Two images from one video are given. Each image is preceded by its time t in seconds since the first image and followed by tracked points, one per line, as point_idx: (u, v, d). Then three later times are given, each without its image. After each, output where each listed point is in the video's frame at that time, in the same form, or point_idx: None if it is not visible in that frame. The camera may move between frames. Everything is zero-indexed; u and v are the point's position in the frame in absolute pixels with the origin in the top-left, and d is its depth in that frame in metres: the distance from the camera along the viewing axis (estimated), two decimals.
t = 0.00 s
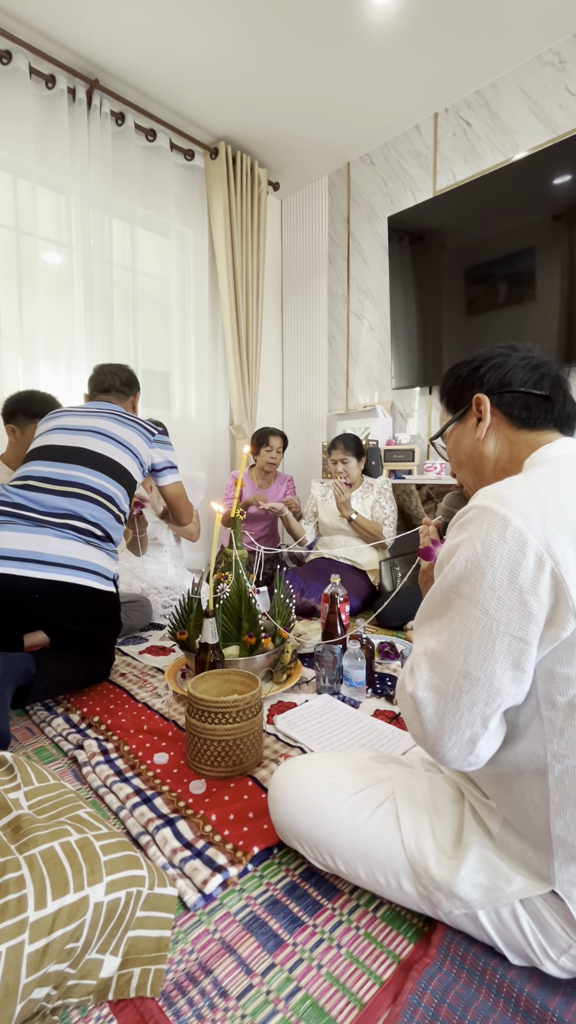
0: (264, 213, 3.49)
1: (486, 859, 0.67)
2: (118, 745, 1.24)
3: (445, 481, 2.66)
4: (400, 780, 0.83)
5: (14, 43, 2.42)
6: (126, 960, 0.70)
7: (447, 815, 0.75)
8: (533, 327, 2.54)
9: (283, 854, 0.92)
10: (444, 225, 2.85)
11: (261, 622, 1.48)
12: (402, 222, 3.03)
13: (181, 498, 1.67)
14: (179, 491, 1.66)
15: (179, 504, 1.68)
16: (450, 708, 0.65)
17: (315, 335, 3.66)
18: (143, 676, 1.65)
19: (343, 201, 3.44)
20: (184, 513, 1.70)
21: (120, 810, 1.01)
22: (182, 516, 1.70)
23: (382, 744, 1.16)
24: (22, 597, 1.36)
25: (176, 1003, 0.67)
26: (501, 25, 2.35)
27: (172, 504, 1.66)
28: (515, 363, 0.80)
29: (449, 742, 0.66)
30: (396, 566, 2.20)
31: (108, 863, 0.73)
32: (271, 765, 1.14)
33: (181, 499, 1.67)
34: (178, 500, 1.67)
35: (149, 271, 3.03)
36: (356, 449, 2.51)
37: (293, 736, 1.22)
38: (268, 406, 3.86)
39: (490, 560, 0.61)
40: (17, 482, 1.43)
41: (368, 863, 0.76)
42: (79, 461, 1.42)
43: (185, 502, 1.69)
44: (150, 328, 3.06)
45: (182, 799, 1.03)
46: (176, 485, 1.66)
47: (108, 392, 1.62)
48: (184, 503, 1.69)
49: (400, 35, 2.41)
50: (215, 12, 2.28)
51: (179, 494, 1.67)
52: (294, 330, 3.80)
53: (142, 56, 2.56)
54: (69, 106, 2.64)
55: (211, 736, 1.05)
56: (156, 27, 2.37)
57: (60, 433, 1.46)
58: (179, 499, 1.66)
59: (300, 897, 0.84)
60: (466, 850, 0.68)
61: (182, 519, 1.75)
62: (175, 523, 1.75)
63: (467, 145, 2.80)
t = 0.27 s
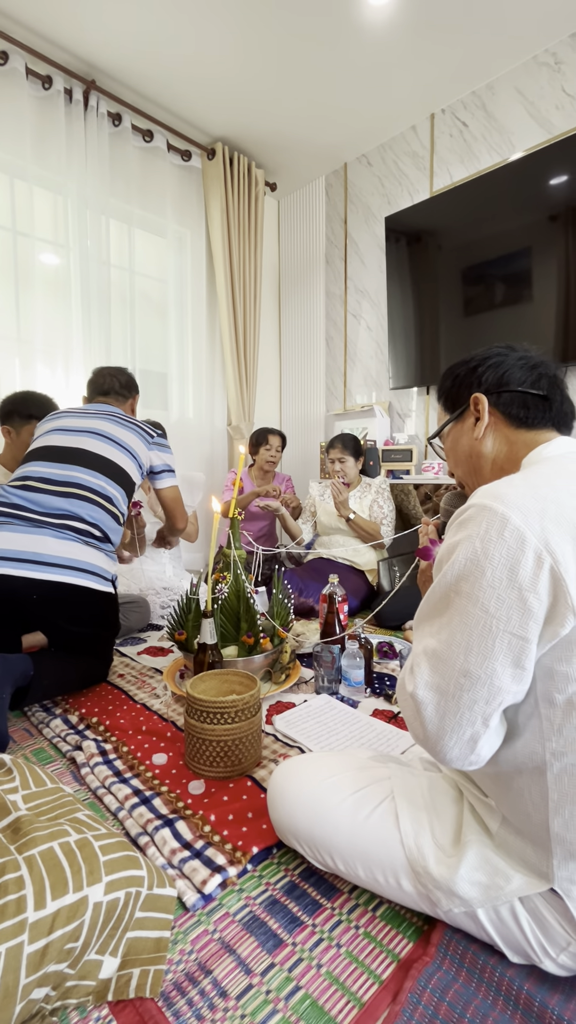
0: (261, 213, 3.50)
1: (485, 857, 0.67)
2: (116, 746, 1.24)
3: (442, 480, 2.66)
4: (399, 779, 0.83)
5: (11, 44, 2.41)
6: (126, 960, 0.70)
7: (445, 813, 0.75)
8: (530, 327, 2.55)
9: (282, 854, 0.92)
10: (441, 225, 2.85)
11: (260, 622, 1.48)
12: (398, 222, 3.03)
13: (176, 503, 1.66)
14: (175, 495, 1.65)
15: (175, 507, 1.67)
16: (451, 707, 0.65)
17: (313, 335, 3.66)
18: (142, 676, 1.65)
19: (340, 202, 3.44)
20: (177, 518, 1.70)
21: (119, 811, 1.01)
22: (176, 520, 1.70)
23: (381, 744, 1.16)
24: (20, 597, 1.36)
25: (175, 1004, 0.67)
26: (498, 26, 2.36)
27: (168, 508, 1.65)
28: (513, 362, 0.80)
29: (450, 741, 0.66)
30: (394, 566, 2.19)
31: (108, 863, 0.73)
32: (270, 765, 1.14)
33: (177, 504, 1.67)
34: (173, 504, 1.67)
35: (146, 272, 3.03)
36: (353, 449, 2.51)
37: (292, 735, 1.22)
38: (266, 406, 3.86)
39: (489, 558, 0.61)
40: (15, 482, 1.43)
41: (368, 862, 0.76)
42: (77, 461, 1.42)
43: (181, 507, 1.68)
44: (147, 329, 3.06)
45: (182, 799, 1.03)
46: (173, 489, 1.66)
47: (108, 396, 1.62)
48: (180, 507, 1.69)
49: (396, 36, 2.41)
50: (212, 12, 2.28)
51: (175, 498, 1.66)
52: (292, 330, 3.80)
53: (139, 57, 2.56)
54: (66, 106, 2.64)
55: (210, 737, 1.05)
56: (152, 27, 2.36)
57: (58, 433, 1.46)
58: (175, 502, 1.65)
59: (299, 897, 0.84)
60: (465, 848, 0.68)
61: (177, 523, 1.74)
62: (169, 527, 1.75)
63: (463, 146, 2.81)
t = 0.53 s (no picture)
0: (256, 212, 3.49)
1: (481, 852, 0.67)
2: (112, 746, 1.23)
3: (438, 479, 2.67)
4: (395, 776, 0.83)
5: (3, 41, 2.40)
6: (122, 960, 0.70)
7: (442, 810, 0.76)
8: (524, 326, 2.56)
9: (279, 852, 0.92)
10: (435, 225, 2.86)
11: (255, 621, 1.47)
12: (393, 221, 3.04)
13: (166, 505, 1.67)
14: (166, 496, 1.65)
15: (166, 507, 1.67)
16: (448, 704, 0.65)
17: (308, 334, 3.66)
18: (137, 676, 1.65)
19: (335, 201, 3.44)
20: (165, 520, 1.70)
21: (115, 810, 1.01)
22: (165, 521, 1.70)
23: (377, 741, 1.16)
24: (14, 597, 1.35)
25: (172, 1003, 0.67)
26: (491, 25, 2.36)
27: (159, 508, 1.65)
28: (508, 360, 0.80)
29: (448, 738, 0.66)
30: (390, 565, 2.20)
31: (103, 863, 0.72)
32: (266, 764, 1.14)
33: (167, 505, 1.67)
34: (163, 505, 1.67)
35: (140, 271, 3.02)
36: (350, 448, 2.51)
37: (288, 734, 1.22)
38: (261, 405, 3.86)
39: (486, 555, 0.61)
40: (9, 482, 1.42)
41: (364, 859, 0.76)
42: (71, 460, 1.42)
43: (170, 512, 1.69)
44: (142, 328, 3.05)
45: (178, 798, 1.03)
46: (165, 488, 1.66)
47: (101, 394, 1.61)
48: (170, 511, 1.69)
49: (390, 35, 2.41)
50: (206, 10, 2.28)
51: (164, 499, 1.66)
52: (287, 329, 3.80)
53: (132, 55, 2.55)
54: (58, 104, 2.63)
55: (206, 736, 1.05)
56: (145, 25, 2.36)
57: (52, 433, 1.46)
58: (165, 504, 1.65)
59: (296, 895, 0.84)
60: (461, 844, 0.68)
61: (167, 522, 1.74)
62: (158, 527, 1.75)
63: (457, 145, 2.82)
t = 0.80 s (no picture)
0: (252, 211, 3.49)
1: (479, 850, 0.68)
2: (109, 746, 1.23)
3: (434, 477, 2.67)
4: (393, 775, 0.83)
5: None
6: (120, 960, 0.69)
7: (440, 808, 0.76)
8: (520, 326, 2.56)
9: (277, 851, 0.92)
10: (431, 224, 2.86)
11: (253, 620, 1.47)
12: (389, 221, 3.04)
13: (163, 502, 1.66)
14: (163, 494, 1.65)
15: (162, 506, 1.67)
16: (446, 702, 0.65)
17: (305, 334, 3.66)
18: (134, 676, 1.64)
19: (330, 200, 3.44)
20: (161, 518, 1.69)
21: (113, 811, 1.01)
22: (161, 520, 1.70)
23: (375, 740, 1.16)
24: (10, 598, 1.35)
25: (170, 1003, 0.67)
26: (486, 25, 2.37)
27: (156, 506, 1.65)
28: (504, 358, 0.80)
29: (446, 736, 0.66)
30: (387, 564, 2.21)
31: (100, 863, 0.72)
32: (264, 763, 1.14)
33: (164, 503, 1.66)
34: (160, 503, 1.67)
35: (136, 270, 3.01)
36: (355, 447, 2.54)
37: (286, 733, 1.22)
38: (258, 405, 3.86)
39: (483, 553, 0.61)
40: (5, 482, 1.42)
41: (363, 857, 0.76)
42: (68, 460, 1.41)
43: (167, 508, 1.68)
44: (138, 328, 3.05)
45: (176, 798, 1.02)
46: (162, 487, 1.65)
47: (94, 395, 1.61)
48: (166, 508, 1.68)
49: (386, 34, 2.41)
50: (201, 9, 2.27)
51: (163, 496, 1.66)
52: (283, 329, 3.80)
53: (127, 53, 2.54)
54: (53, 102, 2.62)
55: (204, 735, 1.05)
56: (140, 23, 2.35)
57: (48, 432, 1.45)
58: (162, 501, 1.65)
59: (294, 894, 0.84)
60: (459, 842, 0.68)
61: (163, 522, 1.74)
62: (155, 526, 1.74)
63: (453, 144, 2.82)
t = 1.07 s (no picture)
0: (248, 211, 3.48)
1: (476, 848, 0.68)
2: (106, 747, 1.23)
3: (431, 477, 2.68)
4: (390, 773, 0.83)
5: None
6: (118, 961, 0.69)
7: (437, 807, 0.76)
8: (515, 325, 2.57)
9: (275, 851, 0.92)
10: (427, 224, 2.87)
11: (250, 620, 1.47)
12: (385, 220, 3.04)
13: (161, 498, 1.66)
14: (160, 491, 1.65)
15: (161, 502, 1.66)
16: (442, 701, 0.65)
17: (301, 333, 3.66)
18: (131, 676, 1.64)
19: (326, 200, 3.44)
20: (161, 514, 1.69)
21: (110, 811, 1.00)
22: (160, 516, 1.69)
23: (373, 739, 1.16)
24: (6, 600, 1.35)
25: (168, 1003, 0.67)
26: (481, 24, 2.37)
27: (153, 503, 1.65)
28: (498, 357, 0.81)
29: (442, 735, 0.66)
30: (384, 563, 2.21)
31: (97, 864, 0.72)
32: (261, 763, 1.14)
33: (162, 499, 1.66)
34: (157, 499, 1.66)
35: (132, 270, 3.01)
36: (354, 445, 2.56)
37: (283, 733, 1.22)
38: (254, 404, 3.85)
39: (478, 552, 0.61)
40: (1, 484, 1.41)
41: (360, 856, 0.76)
42: (66, 460, 1.41)
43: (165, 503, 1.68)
44: (134, 328, 3.04)
45: (173, 798, 1.02)
46: (158, 483, 1.65)
47: (85, 394, 1.60)
48: (164, 504, 1.68)
49: (381, 34, 2.41)
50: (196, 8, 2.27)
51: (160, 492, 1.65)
52: (279, 328, 3.80)
53: (122, 52, 2.53)
54: (48, 101, 2.61)
55: (201, 735, 1.05)
56: (135, 22, 2.34)
57: (43, 432, 1.45)
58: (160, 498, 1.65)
59: (292, 893, 0.84)
60: (456, 840, 0.69)
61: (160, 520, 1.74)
62: (152, 524, 1.74)
63: (448, 144, 2.82)
